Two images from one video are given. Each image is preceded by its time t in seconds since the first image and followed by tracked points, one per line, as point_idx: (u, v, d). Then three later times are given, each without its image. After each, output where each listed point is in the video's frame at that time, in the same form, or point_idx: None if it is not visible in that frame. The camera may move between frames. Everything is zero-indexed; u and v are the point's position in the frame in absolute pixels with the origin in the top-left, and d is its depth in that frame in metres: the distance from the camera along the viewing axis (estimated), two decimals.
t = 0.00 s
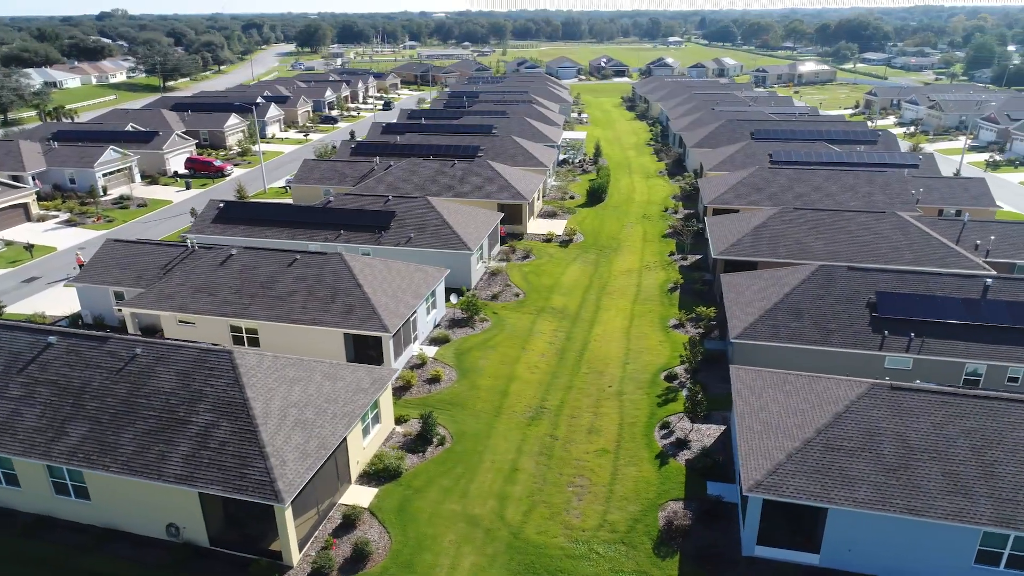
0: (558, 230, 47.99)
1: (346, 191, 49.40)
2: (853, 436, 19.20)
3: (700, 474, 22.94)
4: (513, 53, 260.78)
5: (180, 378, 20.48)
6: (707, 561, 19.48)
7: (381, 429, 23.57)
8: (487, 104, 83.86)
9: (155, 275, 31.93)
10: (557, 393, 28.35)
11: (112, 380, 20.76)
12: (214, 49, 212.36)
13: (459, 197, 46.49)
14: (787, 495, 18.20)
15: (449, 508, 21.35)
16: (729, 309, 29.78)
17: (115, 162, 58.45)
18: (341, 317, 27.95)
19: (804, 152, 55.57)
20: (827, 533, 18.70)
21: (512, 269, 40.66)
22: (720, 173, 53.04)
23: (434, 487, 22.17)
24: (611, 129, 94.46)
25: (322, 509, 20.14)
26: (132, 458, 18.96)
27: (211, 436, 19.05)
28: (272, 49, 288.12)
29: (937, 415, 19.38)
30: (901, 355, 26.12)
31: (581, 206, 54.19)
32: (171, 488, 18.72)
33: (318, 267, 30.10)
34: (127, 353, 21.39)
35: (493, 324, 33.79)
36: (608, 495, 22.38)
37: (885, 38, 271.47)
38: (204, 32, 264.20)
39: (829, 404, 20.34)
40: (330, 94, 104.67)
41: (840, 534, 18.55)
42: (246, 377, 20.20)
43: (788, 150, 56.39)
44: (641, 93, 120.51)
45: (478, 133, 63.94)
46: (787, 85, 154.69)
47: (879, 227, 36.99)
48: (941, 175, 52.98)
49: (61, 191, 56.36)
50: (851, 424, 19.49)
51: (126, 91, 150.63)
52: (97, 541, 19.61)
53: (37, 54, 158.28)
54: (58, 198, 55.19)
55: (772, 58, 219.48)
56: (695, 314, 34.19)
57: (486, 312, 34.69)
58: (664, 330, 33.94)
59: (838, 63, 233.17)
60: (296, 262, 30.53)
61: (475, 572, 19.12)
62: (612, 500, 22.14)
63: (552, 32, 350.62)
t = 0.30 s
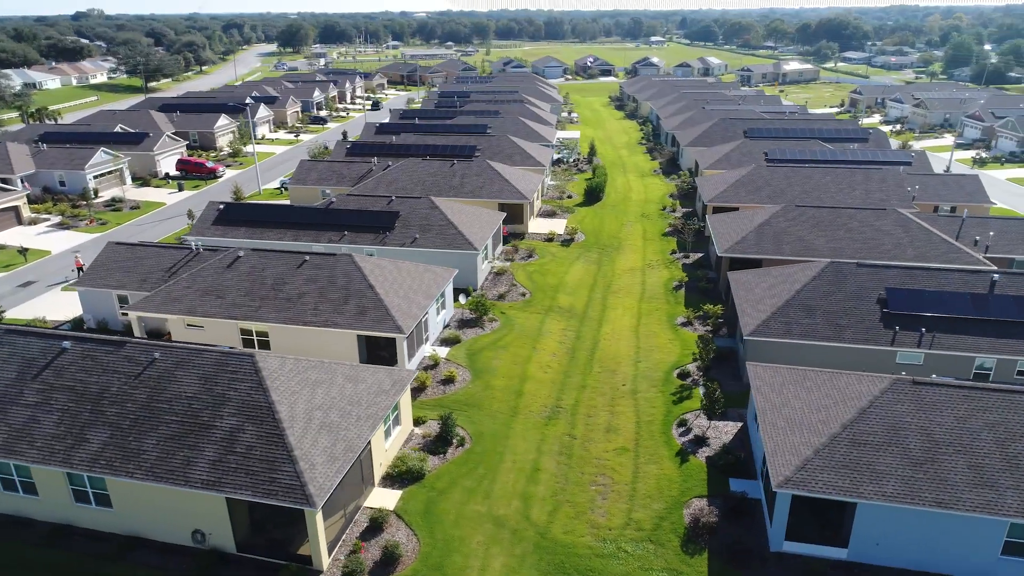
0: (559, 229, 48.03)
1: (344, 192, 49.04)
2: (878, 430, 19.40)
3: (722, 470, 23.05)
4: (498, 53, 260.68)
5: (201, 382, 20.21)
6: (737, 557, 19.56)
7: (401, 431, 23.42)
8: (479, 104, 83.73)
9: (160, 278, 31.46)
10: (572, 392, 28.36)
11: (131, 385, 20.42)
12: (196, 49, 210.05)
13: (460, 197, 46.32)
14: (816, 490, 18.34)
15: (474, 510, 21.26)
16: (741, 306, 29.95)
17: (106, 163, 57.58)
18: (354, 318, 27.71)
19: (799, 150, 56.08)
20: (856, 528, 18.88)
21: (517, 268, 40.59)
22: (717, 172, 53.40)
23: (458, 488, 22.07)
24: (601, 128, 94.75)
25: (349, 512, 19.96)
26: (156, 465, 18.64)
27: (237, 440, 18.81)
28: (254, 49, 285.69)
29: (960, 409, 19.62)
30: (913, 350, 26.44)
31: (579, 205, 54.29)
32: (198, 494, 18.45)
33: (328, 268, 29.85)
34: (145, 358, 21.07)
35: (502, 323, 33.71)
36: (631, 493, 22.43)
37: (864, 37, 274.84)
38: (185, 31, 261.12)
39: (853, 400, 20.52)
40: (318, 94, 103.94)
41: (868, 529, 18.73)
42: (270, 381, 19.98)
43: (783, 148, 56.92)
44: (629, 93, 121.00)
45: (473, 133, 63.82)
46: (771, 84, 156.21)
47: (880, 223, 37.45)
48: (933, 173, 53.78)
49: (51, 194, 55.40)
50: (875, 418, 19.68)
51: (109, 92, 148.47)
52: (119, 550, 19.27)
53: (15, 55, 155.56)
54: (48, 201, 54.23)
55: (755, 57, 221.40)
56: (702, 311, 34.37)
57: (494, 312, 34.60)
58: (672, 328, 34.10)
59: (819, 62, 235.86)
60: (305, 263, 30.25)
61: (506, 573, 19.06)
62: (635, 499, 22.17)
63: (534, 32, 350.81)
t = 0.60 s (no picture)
0: (561, 228, 48.07)
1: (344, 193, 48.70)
2: (903, 425, 19.59)
3: (743, 467, 23.15)
4: (483, 53, 260.49)
5: (225, 386, 19.94)
6: (766, 553, 19.66)
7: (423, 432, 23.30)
8: (471, 104, 83.60)
9: (167, 281, 31.02)
10: (587, 392, 28.37)
11: (153, 390, 20.10)
12: (179, 50, 207.80)
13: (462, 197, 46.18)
14: (846, 485, 18.49)
15: (500, 510, 21.18)
16: (752, 303, 30.13)
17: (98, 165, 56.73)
18: (369, 320, 27.51)
19: (795, 149, 56.54)
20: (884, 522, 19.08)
21: (522, 268, 40.55)
22: (715, 171, 53.75)
23: (482, 489, 21.99)
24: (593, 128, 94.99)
25: (378, 515, 19.82)
26: (183, 470, 18.37)
27: (265, 444, 18.59)
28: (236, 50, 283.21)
29: (982, 403, 19.86)
30: (925, 345, 26.75)
31: (578, 204, 54.36)
32: (226, 499, 18.20)
33: (340, 270, 29.61)
34: (166, 362, 20.76)
35: (513, 323, 33.65)
36: (655, 491, 22.47)
37: (846, 36, 277.93)
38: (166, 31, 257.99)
39: (876, 395, 20.70)
40: (308, 95, 103.20)
41: (896, 523, 18.91)
42: (295, 384, 19.77)
43: (778, 147, 57.42)
44: (619, 92, 121.42)
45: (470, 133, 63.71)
46: (757, 84, 157.60)
47: (883, 220, 37.88)
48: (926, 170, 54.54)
49: (41, 196, 54.48)
50: (900, 413, 19.87)
51: (91, 92, 146.35)
52: (145, 558, 18.98)
53: None
54: (39, 203, 53.31)
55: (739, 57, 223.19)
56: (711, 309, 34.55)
57: (504, 312, 34.53)
58: (681, 326, 34.24)
59: (802, 61, 238.34)
60: (316, 265, 29.99)
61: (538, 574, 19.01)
62: (660, 497, 22.21)
63: (518, 32, 350.91)
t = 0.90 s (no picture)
0: (563, 228, 48.09)
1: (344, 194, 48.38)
2: (928, 420, 19.78)
3: (765, 464, 23.26)
4: (469, 53, 260.15)
5: (249, 390, 19.69)
6: (794, 549, 19.76)
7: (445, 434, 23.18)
8: (465, 104, 83.42)
9: (174, 285, 30.61)
10: (602, 391, 28.37)
11: (175, 395, 19.79)
12: (162, 50, 205.42)
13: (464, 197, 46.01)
14: (875, 481, 18.60)
15: (526, 511, 21.13)
16: (764, 302, 30.32)
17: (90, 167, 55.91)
18: (384, 322, 27.31)
19: (791, 147, 56.99)
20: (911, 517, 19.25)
21: (527, 268, 40.51)
22: (714, 170, 54.06)
23: (507, 490, 21.90)
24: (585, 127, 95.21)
25: (407, 517, 19.68)
26: (210, 476, 18.09)
27: (294, 448, 18.36)
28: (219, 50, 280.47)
29: (1005, 397, 20.08)
30: (937, 341, 27.02)
31: (578, 203, 54.42)
32: (255, 504, 17.95)
33: (352, 271, 29.38)
34: (187, 366, 20.45)
35: (523, 323, 33.58)
36: (679, 490, 22.50)
37: (828, 36, 280.79)
38: (148, 31, 254.86)
39: (899, 391, 20.88)
40: (298, 95, 102.43)
41: (923, 518, 19.10)
42: (321, 387, 19.56)
43: (775, 145, 57.88)
44: (608, 91, 121.77)
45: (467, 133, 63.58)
46: (744, 83, 158.81)
47: (886, 217, 38.25)
48: (920, 168, 55.21)
49: (33, 199, 53.60)
50: (924, 409, 20.04)
51: (74, 93, 144.27)
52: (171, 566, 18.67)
53: None
54: (31, 206, 52.42)
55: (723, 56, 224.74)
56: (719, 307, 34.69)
57: (513, 312, 34.46)
58: (690, 324, 34.36)
59: (786, 61, 240.52)
60: (327, 267, 29.73)
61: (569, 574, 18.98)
62: (683, 495, 22.25)
63: (502, 32, 350.33)
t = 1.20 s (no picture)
0: (564, 227, 48.16)
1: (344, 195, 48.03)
2: (950, 414, 20.00)
3: (785, 461, 23.40)
4: (454, 53, 259.49)
5: (274, 394, 19.46)
6: (821, 544, 19.91)
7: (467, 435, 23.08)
8: (457, 104, 83.20)
9: (181, 288, 30.18)
10: (616, 390, 28.41)
11: (198, 399, 19.50)
12: (143, 50, 202.60)
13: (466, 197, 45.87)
14: (901, 475, 18.77)
15: (552, 511, 21.10)
16: (774, 299, 30.51)
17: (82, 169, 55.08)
18: (398, 323, 27.13)
19: (786, 146, 57.44)
20: (936, 511, 19.47)
21: (532, 267, 40.48)
22: (711, 168, 54.37)
23: (532, 490, 21.85)
24: (577, 126, 95.36)
25: (436, 520, 19.56)
26: (239, 482, 17.85)
27: (323, 452, 18.17)
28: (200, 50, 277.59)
29: None
30: (947, 336, 27.35)
31: (577, 203, 54.49)
32: (286, 509, 17.74)
33: (363, 272, 29.15)
34: (209, 371, 20.19)
35: (533, 323, 33.54)
36: (701, 487, 22.57)
37: (810, 36, 283.40)
38: (127, 31, 251.27)
39: (920, 386, 21.10)
40: (287, 95, 101.61)
41: (948, 511, 19.30)
42: (347, 390, 19.40)
43: (770, 144, 58.31)
44: (597, 91, 122.03)
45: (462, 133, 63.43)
46: (730, 82, 159.95)
47: (887, 214, 38.67)
48: (914, 165, 55.86)
49: (24, 202, 52.72)
50: (946, 403, 20.26)
51: (55, 95, 141.98)
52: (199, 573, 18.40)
53: None
54: (22, 209, 51.54)
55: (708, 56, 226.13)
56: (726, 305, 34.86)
57: (522, 312, 34.40)
58: (699, 322, 34.51)
59: (769, 60, 242.48)
60: (338, 268, 29.48)
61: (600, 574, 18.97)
62: (706, 493, 22.33)
63: (485, 32, 349.72)
